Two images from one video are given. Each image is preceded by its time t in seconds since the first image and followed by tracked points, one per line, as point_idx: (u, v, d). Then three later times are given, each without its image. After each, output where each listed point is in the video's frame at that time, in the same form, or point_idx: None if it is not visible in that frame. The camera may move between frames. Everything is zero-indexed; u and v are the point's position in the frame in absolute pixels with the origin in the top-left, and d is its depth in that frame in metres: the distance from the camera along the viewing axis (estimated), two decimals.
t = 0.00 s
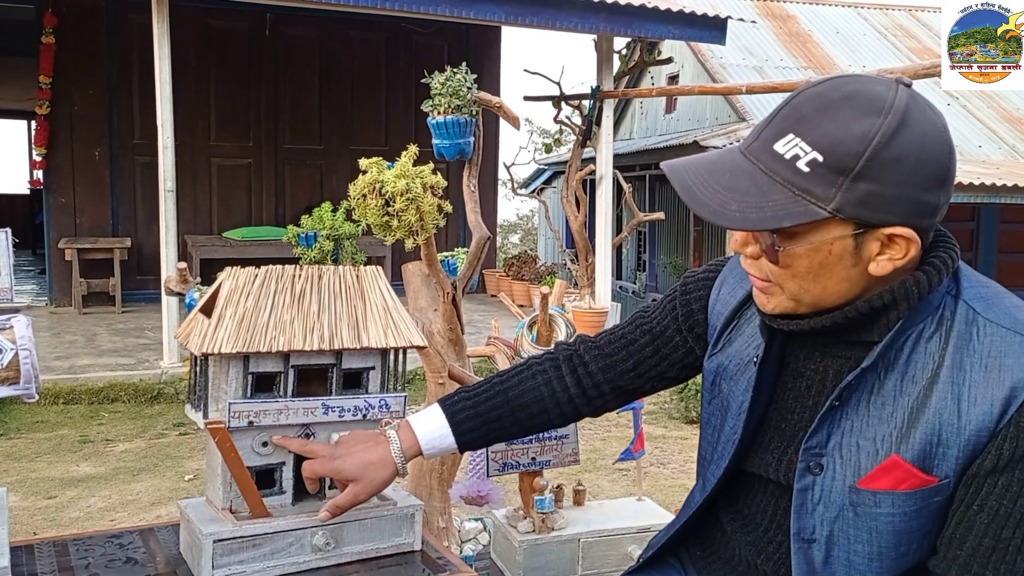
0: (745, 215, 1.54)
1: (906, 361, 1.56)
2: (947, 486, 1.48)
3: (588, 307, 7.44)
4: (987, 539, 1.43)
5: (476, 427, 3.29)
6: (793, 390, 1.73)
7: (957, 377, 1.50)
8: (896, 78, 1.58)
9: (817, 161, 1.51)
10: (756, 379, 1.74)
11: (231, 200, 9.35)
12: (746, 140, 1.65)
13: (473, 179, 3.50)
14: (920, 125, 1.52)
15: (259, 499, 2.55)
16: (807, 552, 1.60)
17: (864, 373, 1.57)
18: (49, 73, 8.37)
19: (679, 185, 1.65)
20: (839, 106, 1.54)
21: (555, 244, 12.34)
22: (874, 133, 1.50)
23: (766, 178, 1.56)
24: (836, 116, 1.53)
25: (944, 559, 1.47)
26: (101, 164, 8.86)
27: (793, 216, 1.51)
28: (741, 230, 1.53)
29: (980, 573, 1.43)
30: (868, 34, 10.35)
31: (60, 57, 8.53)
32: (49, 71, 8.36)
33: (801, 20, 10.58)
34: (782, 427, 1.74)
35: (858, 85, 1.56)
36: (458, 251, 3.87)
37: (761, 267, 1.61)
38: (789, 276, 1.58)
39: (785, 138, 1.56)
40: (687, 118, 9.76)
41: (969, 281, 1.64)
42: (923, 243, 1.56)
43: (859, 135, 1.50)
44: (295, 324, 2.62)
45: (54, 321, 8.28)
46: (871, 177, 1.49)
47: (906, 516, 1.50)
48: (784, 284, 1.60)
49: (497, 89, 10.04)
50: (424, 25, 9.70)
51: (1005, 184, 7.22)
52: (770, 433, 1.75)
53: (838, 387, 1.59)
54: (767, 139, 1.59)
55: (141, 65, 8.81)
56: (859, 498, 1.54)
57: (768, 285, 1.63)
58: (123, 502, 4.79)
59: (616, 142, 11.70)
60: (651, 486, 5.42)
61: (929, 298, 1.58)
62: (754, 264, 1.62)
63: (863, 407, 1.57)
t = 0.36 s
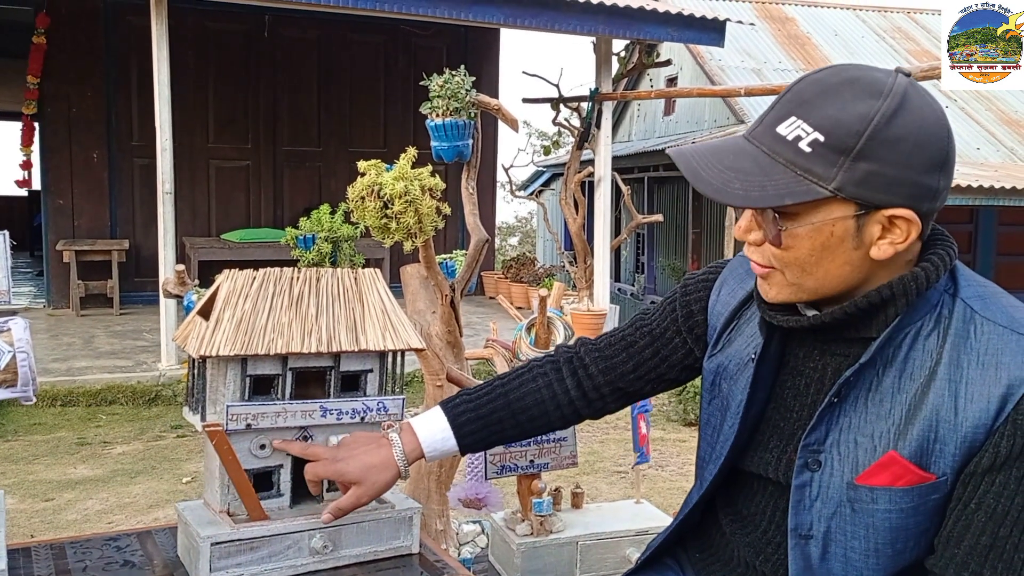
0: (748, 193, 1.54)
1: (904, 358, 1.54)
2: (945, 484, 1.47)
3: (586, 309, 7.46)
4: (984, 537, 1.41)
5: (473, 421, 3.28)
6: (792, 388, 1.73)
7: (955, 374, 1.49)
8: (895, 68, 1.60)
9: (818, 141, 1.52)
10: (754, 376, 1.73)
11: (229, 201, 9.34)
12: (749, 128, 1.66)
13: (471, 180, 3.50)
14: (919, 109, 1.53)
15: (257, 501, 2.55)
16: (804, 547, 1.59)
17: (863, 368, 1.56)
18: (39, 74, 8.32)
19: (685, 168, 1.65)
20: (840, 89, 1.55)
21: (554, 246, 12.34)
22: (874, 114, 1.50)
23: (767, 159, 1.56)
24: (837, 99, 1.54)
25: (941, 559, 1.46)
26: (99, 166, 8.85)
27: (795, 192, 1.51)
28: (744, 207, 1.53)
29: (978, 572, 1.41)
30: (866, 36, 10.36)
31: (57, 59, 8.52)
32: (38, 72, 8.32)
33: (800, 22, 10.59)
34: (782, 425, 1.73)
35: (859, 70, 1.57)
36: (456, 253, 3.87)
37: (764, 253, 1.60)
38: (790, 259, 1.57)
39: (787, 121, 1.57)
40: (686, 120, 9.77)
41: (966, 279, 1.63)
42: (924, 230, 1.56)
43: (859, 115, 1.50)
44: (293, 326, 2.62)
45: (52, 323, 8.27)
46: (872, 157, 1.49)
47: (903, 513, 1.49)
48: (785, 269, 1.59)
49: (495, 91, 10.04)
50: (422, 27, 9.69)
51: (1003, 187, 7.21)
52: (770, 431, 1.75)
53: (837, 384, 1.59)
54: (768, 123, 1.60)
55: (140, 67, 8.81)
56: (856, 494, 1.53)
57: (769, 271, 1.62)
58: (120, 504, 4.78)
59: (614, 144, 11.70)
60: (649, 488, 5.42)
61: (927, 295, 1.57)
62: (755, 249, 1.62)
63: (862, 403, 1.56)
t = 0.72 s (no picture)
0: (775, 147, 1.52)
1: (895, 346, 1.54)
2: (935, 473, 1.46)
3: (584, 309, 7.46)
4: (975, 527, 1.40)
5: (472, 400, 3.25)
6: (785, 381, 1.72)
7: (944, 363, 1.48)
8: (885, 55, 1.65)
9: (835, 103, 1.53)
10: (747, 369, 1.72)
11: (227, 202, 9.34)
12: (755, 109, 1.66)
13: (470, 180, 3.51)
14: (919, 82, 1.57)
15: (254, 501, 2.56)
16: (793, 534, 1.58)
17: (855, 355, 1.55)
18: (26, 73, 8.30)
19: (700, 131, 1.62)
20: (847, 61, 1.57)
21: (552, 247, 12.35)
22: (884, 80, 1.53)
23: (786, 122, 1.56)
24: (846, 68, 1.56)
25: (933, 550, 1.44)
26: (98, 167, 8.85)
27: (822, 148, 1.50)
28: (773, 158, 1.51)
29: (969, 562, 1.40)
30: (864, 37, 10.38)
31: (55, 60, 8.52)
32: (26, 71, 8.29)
33: (798, 23, 10.61)
34: (776, 419, 1.72)
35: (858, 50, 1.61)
36: (454, 254, 3.87)
37: (777, 224, 1.57)
38: (808, 223, 1.55)
39: (801, 89, 1.58)
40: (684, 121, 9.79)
41: (956, 270, 1.63)
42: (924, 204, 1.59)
43: (870, 80, 1.53)
44: (291, 326, 2.62)
45: (50, 323, 8.27)
46: (887, 118, 1.51)
47: (893, 500, 1.47)
48: (802, 236, 1.56)
49: (493, 92, 10.05)
50: (421, 28, 9.70)
51: (1001, 187, 7.22)
52: (764, 426, 1.74)
53: (829, 371, 1.58)
54: (779, 95, 1.61)
55: (138, 67, 8.81)
56: (847, 481, 1.52)
57: (781, 246, 1.58)
58: (118, 505, 4.78)
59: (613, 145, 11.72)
60: (647, 488, 5.42)
61: (916, 284, 1.57)
62: (767, 221, 1.59)
63: (853, 392, 1.55)
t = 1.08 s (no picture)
0: (736, 167, 1.54)
1: (888, 335, 1.55)
2: (928, 458, 1.46)
3: (582, 310, 7.49)
4: (968, 511, 1.41)
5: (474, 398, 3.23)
6: (784, 372, 1.72)
7: (936, 350, 1.49)
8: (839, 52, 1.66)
9: (791, 114, 1.54)
10: (749, 360, 1.72)
11: (225, 202, 9.34)
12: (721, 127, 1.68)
13: (468, 180, 3.51)
14: (873, 74, 1.57)
15: (252, 501, 2.56)
16: (790, 522, 1.57)
17: (848, 343, 1.56)
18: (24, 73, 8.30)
19: (668, 162, 1.64)
20: (797, 69, 1.58)
21: (550, 248, 12.35)
22: (834, 82, 1.53)
23: (747, 140, 1.57)
24: (797, 77, 1.57)
25: (927, 536, 1.44)
26: (95, 167, 8.84)
27: (781, 161, 1.51)
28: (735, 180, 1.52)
29: (961, 545, 1.41)
30: (863, 37, 10.38)
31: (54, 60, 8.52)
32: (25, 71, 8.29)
33: (796, 23, 10.62)
34: (775, 409, 1.72)
35: (807, 54, 1.62)
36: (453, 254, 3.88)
37: (755, 237, 1.58)
38: (784, 233, 1.55)
39: (758, 104, 1.59)
40: (683, 121, 9.79)
41: (947, 262, 1.63)
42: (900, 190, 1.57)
43: (821, 85, 1.54)
44: (288, 325, 2.62)
45: (48, 323, 8.27)
46: (844, 119, 1.51)
47: (886, 486, 1.47)
48: (779, 245, 1.57)
49: (491, 92, 10.04)
50: (418, 28, 9.69)
51: (999, 188, 7.22)
52: (764, 417, 1.73)
53: (822, 359, 1.58)
54: (739, 113, 1.62)
55: (135, 67, 8.80)
56: (841, 467, 1.52)
57: (763, 255, 1.59)
58: (116, 505, 4.78)
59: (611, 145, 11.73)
60: (645, 489, 5.42)
61: (907, 274, 1.58)
62: (746, 234, 1.59)
63: (848, 380, 1.55)
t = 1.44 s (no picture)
0: (733, 146, 1.53)
1: (881, 325, 1.52)
2: (919, 445, 1.43)
3: (580, 309, 7.73)
4: (959, 498, 1.38)
5: (472, 394, 3.24)
6: (779, 363, 1.69)
7: (927, 339, 1.46)
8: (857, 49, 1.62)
9: (792, 102, 1.52)
10: (744, 350, 1.70)
11: (224, 202, 9.34)
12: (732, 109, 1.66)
13: (466, 179, 3.51)
14: (883, 73, 1.53)
15: (250, 501, 2.56)
16: (783, 509, 1.54)
17: (841, 332, 1.53)
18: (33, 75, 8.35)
19: (671, 134, 1.64)
20: (808, 59, 1.56)
21: (549, 248, 12.35)
22: (840, 75, 1.51)
23: (747, 123, 1.56)
24: (805, 67, 1.55)
25: (920, 524, 1.41)
26: (93, 167, 8.84)
27: (776, 143, 1.50)
28: (730, 158, 1.52)
29: (954, 533, 1.38)
30: (861, 37, 10.39)
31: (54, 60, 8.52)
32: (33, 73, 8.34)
33: (795, 23, 10.62)
34: (771, 401, 1.68)
35: (822, 47, 1.59)
36: (450, 254, 3.88)
37: (750, 217, 1.58)
38: (774, 217, 1.55)
39: (764, 89, 1.57)
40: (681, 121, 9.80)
41: (941, 256, 1.59)
42: (896, 187, 1.54)
43: (826, 76, 1.51)
44: (286, 326, 2.62)
45: (46, 323, 8.26)
46: (844, 111, 1.48)
47: (878, 473, 1.44)
48: (771, 228, 1.56)
49: (489, 92, 10.04)
50: (417, 28, 9.69)
51: (996, 187, 7.22)
52: (760, 409, 1.70)
53: (816, 347, 1.56)
54: (746, 97, 1.61)
55: (133, 67, 8.80)
56: (834, 455, 1.49)
57: (757, 236, 1.59)
58: (114, 505, 4.78)
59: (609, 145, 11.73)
60: (643, 489, 5.42)
61: (899, 265, 1.55)
62: (742, 213, 1.59)
63: (842, 369, 1.53)
